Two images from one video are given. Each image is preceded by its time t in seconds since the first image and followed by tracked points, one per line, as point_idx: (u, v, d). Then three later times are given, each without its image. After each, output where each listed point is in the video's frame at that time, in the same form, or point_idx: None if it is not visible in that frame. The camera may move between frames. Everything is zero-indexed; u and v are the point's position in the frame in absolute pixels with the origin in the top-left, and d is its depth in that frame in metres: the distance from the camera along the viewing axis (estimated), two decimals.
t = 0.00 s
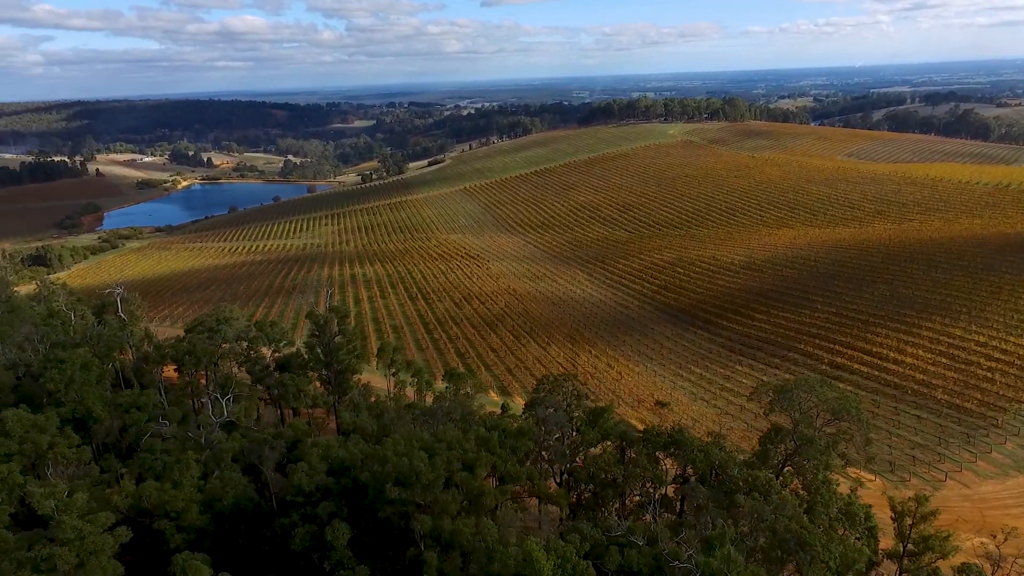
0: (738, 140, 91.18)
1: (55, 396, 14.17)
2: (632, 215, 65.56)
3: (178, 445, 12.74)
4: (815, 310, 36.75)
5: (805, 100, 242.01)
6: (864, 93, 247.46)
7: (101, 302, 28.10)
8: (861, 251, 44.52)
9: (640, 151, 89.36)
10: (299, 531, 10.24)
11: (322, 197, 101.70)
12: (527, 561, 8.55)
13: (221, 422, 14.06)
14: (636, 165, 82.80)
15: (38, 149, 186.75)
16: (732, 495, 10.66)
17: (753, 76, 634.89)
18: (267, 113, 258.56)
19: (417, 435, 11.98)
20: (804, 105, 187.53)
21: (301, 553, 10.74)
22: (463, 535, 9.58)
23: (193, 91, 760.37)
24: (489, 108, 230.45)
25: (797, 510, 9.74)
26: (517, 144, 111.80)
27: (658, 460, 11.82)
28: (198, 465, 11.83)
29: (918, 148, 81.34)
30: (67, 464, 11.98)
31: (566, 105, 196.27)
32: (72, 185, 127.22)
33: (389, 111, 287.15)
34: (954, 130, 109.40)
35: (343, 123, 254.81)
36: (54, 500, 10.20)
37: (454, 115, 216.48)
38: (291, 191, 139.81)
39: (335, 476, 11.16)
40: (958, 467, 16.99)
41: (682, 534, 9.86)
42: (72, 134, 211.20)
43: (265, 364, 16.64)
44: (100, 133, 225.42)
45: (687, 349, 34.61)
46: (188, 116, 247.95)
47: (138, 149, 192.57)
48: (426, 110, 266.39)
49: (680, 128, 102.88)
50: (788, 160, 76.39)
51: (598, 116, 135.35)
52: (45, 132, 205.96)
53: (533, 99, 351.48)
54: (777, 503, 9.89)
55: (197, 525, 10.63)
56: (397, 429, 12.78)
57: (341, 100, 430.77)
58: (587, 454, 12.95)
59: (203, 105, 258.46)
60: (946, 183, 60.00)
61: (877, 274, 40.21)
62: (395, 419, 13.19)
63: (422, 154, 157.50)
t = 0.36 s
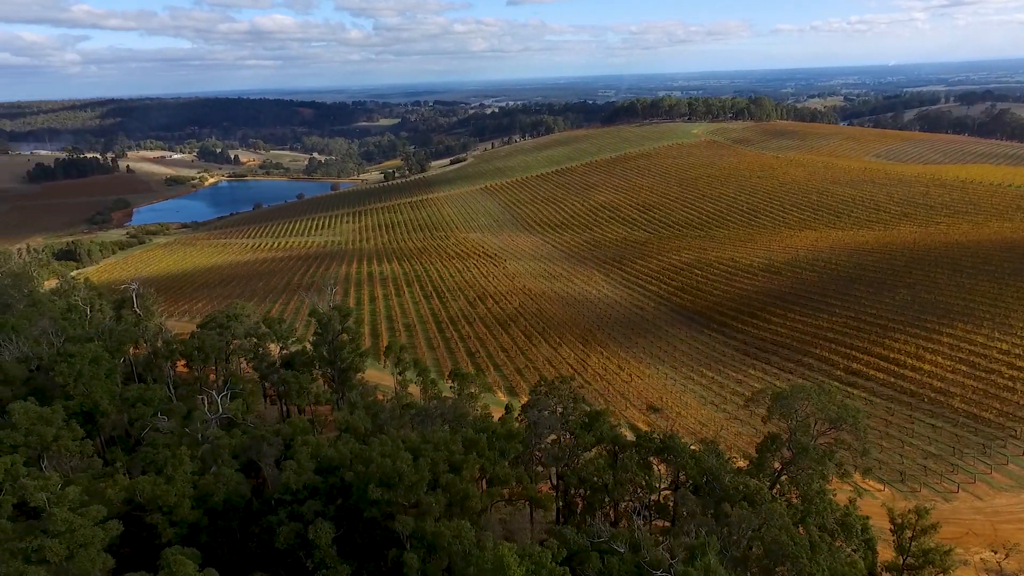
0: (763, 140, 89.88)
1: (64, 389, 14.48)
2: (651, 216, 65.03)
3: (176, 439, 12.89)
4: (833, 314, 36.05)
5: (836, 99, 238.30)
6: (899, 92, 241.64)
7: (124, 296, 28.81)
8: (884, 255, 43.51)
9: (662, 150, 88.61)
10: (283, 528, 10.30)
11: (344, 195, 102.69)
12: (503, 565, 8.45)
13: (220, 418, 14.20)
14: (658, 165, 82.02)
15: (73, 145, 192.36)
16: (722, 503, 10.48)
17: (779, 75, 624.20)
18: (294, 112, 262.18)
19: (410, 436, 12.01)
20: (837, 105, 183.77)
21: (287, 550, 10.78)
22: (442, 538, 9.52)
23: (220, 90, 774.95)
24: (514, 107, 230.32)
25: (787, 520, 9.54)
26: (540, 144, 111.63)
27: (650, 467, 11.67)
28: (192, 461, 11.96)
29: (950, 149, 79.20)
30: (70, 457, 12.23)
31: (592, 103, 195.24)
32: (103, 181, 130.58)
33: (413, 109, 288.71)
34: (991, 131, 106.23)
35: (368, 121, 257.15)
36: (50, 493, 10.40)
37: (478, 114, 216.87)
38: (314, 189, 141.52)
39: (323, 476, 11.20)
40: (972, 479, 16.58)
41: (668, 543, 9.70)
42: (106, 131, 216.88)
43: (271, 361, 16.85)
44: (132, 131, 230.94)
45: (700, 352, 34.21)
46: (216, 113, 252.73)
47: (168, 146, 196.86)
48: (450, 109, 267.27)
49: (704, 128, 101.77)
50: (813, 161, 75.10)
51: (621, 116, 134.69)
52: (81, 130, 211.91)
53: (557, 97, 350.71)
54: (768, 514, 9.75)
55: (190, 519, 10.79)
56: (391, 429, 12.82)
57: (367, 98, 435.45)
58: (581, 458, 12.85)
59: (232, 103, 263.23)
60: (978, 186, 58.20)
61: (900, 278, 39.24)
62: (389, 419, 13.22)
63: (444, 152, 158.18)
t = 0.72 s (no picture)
0: (787, 139, 88.61)
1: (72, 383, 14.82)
2: (670, 216, 64.48)
3: (174, 434, 13.09)
4: (850, 318, 35.37)
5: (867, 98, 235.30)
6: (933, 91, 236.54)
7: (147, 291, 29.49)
8: (907, 259, 42.50)
9: (684, 150, 87.85)
10: (267, 526, 10.40)
11: (364, 193, 103.63)
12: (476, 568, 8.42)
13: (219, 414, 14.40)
14: (680, 165, 81.21)
15: (105, 142, 196.94)
16: (708, 510, 10.36)
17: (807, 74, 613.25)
18: (319, 110, 265.52)
19: (400, 437, 12.10)
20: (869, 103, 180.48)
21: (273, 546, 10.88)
22: (422, 540, 9.54)
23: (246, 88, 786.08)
24: (538, 105, 230.16)
25: (774, 529, 9.41)
26: (560, 143, 111.44)
27: (640, 472, 11.54)
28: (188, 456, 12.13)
29: (982, 150, 77.20)
30: (73, 450, 12.47)
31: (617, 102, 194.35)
32: (132, 177, 133.53)
33: (437, 108, 289.72)
34: None
35: (393, 119, 259.32)
36: (46, 485, 10.63)
37: (502, 112, 217.28)
38: (337, 186, 143.07)
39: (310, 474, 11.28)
40: (983, 491, 16.26)
41: (649, 551, 9.61)
42: (138, 128, 221.61)
43: (276, 358, 17.06)
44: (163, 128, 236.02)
45: (712, 355, 33.84)
46: (243, 111, 256.81)
47: (196, 144, 200.46)
48: (474, 108, 268.18)
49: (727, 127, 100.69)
50: (838, 161, 73.85)
51: (645, 114, 133.88)
52: (113, 127, 216.75)
53: (582, 95, 349.82)
54: (754, 523, 9.60)
55: (181, 514, 10.93)
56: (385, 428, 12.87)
57: (392, 96, 439.00)
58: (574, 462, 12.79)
59: (259, 101, 267.39)
60: (1009, 188, 56.49)
61: (922, 282, 38.34)
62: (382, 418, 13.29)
63: (467, 151, 158.82)
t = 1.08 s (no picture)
0: (812, 140, 87.35)
1: (83, 377, 15.20)
2: (689, 217, 63.89)
3: (173, 429, 13.22)
4: (867, 323, 34.64)
5: (898, 97, 232.20)
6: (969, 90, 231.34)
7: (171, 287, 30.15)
8: (930, 262, 41.47)
9: (706, 149, 87.06)
10: (252, 524, 10.45)
11: (385, 191, 104.52)
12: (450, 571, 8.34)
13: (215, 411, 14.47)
14: (701, 165, 80.42)
15: (135, 139, 201.31)
16: (695, 518, 10.22)
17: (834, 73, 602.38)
18: (343, 108, 268.49)
19: (390, 437, 12.13)
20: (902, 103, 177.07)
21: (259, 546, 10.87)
22: (402, 542, 9.47)
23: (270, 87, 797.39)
24: (562, 104, 229.75)
25: (757, 540, 9.28)
26: (582, 142, 111.24)
27: (629, 477, 11.39)
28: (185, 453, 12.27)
29: (1015, 152, 75.14)
30: (75, 444, 12.66)
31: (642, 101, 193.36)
32: (159, 174, 136.32)
33: (459, 106, 290.97)
34: None
35: (416, 118, 261.42)
36: (41, 478, 10.77)
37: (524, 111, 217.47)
38: (358, 184, 144.56)
39: (298, 474, 11.32)
40: (994, 504, 15.95)
41: (632, 558, 9.44)
42: (166, 125, 226.24)
43: (281, 355, 17.26)
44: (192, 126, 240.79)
45: (724, 358, 33.43)
46: (269, 109, 260.67)
47: (222, 141, 203.96)
48: (497, 106, 268.79)
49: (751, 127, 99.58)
50: (864, 162, 72.53)
51: (668, 114, 133.32)
52: (143, 124, 221.51)
53: (606, 95, 349.25)
54: (739, 533, 9.46)
55: (173, 509, 11.00)
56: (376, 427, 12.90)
57: (416, 95, 444.25)
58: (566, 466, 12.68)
59: (285, 99, 271.40)
60: None
61: (944, 287, 37.43)
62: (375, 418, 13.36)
63: (488, 150, 159.39)
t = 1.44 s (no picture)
0: (837, 140, 85.91)
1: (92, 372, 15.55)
2: (708, 218, 63.26)
3: (171, 424, 13.42)
4: (884, 328, 33.96)
5: (932, 96, 227.11)
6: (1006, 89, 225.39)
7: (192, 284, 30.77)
8: (953, 267, 40.47)
9: (727, 149, 86.11)
10: (238, 520, 10.52)
11: (405, 190, 105.31)
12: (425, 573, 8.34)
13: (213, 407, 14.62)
14: (722, 165, 79.58)
15: (164, 137, 205.25)
16: (681, 525, 10.11)
17: (866, 71, 589.91)
18: (367, 107, 270.95)
19: (380, 437, 12.19)
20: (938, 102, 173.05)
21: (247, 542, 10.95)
22: (382, 542, 9.49)
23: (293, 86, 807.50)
24: (585, 103, 229.02)
25: (742, 549, 9.18)
26: (603, 141, 110.83)
27: (617, 482, 11.28)
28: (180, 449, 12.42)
29: None
30: (78, 438, 12.92)
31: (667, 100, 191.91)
32: (184, 171, 138.76)
33: (482, 105, 291.68)
34: None
35: (439, 117, 262.83)
36: (39, 470, 10.97)
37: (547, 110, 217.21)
38: (379, 183, 145.86)
39: (287, 472, 11.38)
40: (1005, 516, 15.68)
41: (614, 564, 9.35)
42: (194, 123, 230.45)
43: (285, 353, 17.48)
44: (220, 124, 245.00)
45: (735, 362, 33.04)
46: (294, 107, 264.22)
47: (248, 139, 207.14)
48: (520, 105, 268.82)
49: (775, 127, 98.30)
50: (890, 163, 71.07)
51: (691, 113, 132.37)
52: (172, 122, 225.86)
53: (629, 93, 347.25)
54: (724, 541, 9.35)
55: (167, 504, 11.19)
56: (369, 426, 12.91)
57: (439, 94, 446.76)
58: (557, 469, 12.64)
59: (309, 98, 274.71)
60: None
61: (967, 292, 36.50)
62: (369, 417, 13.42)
63: (509, 149, 159.69)
